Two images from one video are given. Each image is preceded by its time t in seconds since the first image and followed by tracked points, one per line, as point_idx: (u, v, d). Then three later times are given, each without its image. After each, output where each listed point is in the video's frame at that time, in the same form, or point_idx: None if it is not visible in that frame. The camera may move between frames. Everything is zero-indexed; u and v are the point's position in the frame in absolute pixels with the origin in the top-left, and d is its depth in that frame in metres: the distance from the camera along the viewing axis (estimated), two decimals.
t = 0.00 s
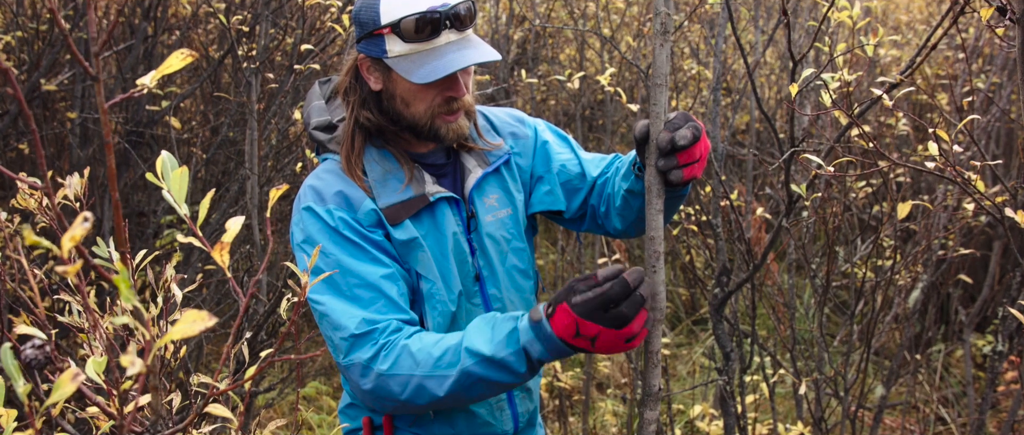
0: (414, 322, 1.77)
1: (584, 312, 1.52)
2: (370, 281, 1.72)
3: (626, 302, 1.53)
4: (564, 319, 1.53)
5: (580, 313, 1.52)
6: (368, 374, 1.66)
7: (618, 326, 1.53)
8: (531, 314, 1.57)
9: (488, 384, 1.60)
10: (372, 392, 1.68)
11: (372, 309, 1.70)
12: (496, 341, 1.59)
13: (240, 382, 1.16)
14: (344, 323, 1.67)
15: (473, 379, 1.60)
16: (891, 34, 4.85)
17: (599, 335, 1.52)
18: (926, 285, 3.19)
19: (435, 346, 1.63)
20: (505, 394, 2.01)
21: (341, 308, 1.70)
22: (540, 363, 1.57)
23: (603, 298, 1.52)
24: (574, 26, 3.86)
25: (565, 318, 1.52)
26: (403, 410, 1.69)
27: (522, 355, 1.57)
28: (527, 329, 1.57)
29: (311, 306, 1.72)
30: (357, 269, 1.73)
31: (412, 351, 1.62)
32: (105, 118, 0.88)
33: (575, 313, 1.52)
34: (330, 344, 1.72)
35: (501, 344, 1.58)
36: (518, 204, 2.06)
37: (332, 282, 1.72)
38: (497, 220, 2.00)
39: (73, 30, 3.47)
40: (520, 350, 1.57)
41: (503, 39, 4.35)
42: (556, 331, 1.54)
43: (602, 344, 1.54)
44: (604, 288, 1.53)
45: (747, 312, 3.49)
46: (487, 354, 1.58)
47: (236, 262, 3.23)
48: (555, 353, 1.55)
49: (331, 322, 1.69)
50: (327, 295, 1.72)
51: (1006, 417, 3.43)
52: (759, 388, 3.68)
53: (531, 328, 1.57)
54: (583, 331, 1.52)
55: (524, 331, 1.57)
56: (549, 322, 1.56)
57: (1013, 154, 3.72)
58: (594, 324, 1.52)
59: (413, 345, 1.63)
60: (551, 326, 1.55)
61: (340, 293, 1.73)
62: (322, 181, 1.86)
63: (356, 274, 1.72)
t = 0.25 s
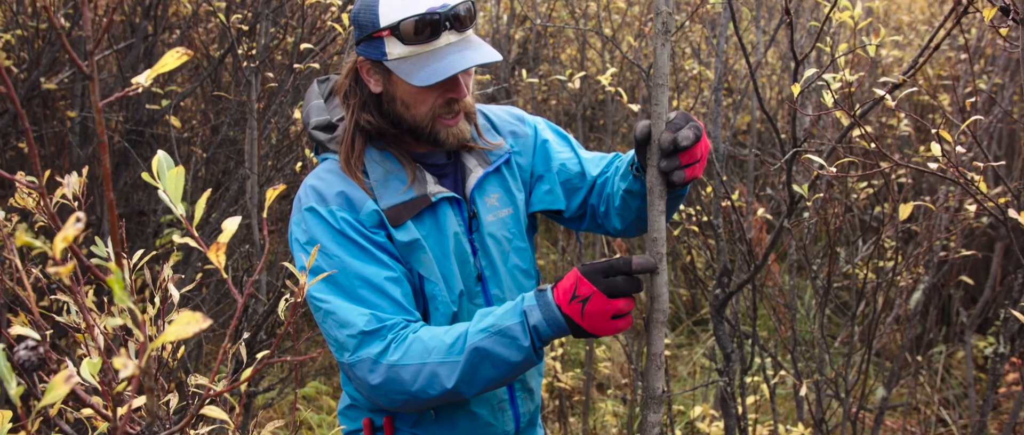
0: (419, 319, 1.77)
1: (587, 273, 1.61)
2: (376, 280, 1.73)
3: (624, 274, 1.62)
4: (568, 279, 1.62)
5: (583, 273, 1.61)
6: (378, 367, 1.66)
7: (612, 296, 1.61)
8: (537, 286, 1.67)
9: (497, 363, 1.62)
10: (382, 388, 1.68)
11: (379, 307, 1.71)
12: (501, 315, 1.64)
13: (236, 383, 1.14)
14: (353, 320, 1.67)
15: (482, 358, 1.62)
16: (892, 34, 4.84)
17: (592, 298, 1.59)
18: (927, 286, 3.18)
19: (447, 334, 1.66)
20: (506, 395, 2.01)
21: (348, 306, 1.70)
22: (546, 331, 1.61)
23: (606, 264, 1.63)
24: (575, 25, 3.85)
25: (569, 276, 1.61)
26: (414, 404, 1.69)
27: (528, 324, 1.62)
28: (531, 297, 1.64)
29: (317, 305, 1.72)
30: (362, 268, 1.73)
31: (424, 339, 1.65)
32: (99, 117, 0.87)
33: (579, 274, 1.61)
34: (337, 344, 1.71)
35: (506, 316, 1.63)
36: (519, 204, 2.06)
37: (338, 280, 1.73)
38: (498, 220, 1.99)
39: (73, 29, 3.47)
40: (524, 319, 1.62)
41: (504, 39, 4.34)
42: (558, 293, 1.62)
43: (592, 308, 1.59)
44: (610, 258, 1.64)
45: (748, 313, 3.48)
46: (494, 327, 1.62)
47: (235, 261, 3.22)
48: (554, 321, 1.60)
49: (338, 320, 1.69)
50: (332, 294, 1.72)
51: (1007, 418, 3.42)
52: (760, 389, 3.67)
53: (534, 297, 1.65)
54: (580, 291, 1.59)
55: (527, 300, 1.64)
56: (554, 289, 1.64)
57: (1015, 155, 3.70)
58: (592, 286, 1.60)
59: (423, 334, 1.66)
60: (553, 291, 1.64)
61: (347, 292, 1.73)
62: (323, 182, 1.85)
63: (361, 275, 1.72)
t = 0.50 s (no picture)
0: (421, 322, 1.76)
1: (593, 272, 1.61)
2: (378, 283, 1.72)
3: (630, 276, 1.61)
4: (574, 278, 1.62)
5: (589, 272, 1.61)
6: (381, 371, 1.65)
7: (616, 296, 1.61)
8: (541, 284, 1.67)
9: (501, 363, 1.62)
10: (387, 392, 1.67)
11: (381, 310, 1.71)
12: (504, 314, 1.64)
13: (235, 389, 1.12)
14: (355, 324, 1.67)
15: (486, 358, 1.62)
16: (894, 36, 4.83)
17: (597, 298, 1.59)
18: (929, 289, 3.17)
19: (450, 335, 1.66)
20: (507, 398, 2.00)
21: (350, 310, 1.69)
22: (549, 329, 1.61)
23: (613, 264, 1.62)
24: (576, 27, 3.84)
25: (575, 275, 1.61)
26: (420, 407, 1.68)
27: (531, 323, 1.62)
28: (535, 296, 1.64)
29: (319, 309, 1.71)
30: (364, 272, 1.72)
31: (427, 341, 1.64)
32: (96, 120, 0.86)
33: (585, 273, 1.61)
34: (340, 349, 1.70)
35: (509, 315, 1.63)
36: (520, 206, 2.05)
37: (340, 283, 1.72)
38: (499, 222, 1.99)
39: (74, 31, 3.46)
40: (528, 317, 1.62)
41: (506, 41, 4.33)
42: (563, 292, 1.62)
43: (597, 308, 1.59)
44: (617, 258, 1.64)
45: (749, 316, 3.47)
46: (497, 326, 1.62)
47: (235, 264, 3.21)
48: (558, 319, 1.61)
49: (342, 324, 1.68)
50: (335, 299, 1.71)
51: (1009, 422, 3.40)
52: (762, 392, 3.66)
53: (538, 296, 1.64)
54: (585, 291, 1.59)
55: (530, 298, 1.64)
56: (559, 288, 1.64)
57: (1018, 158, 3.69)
58: (597, 286, 1.59)
59: (426, 336, 1.66)
60: (558, 290, 1.64)
61: (349, 297, 1.72)
62: (323, 185, 1.84)
63: (363, 278, 1.72)
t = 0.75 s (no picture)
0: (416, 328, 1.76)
1: (590, 283, 1.60)
2: (373, 288, 1.72)
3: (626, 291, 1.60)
4: (571, 286, 1.60)
5: (586, 283, 1.59)
6: (374, 377, 1.65)
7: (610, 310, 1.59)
8: (536, 290, 1.65)
9: (492, 370, 1.62)
10: (379, 398, 1.67)
11: (375, 315, 1.70)
12: (496, 321, 1.63)
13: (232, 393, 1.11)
14: (349, 329, 1.67)
15: (477, 365, 1.62)
16: (894, 40, 4.83)
17: (591, 310, 1.58)
18: (929, 294, 3.16)
19: (442, 342, 1.65)
20: (505, 403, 2.00)
21: (345, 315, 1.70)
22: (541, 338, 1.60)
23: (610, 277, 1.61)
24: (576, 31, 3.84)
25: (572, 284, 1.60)
26: (412, 413, 1.69)
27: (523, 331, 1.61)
28: (528, 303, 1.63)
29: (314, 315, 1.71)
30: (359, 276, 1.72)
31: (420, 347, 1.64)
32: (91, 124, 0.86)
33: (582, 283, 1.60)
34: (335, 354, 1.70)
35: (501, 322, 1.62)
36: (517, 210, 2.05)
37: (335, 289, 1.72)
38: (497, 226, 1.98)
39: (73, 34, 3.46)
40: (520, 326, 1.61)
41: (505, 44, 4.33)
42: (557, 300, 1.61)
43: (590, 320, 1.57)
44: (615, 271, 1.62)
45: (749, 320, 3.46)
46: (488, 334, 1.61)
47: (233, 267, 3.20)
48: (551, 328, 1.59)
49: (335, 330, 1.68)
50: (330, 304, 1.72)
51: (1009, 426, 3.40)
52: (761, 396, 3.65)
53: (532, 303, 1.63)
54: (580, 302, 1.58)
55: (523, 305, 1.63)
56: (554, 296, 1.63)
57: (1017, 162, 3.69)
58: (592, 297, 1.58)
59: (418, 342, 1.65)
60: (552, 298, 1.62)
61: (345, 302, 1.73)
62: (319, 189, 1.84)
63: (357, 284, 1.72)
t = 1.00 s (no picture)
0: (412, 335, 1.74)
1: (576, 340, 1.44)
2: (369, 293, 1.71)
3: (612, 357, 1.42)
4: (560, 334, 1.46)
5: (572, 338, 1.44)
6: (359, 385, 1.63)
7: (591, 375, 1.43)
8: (527, 328, 1.53)
9: (467, 399, 1.55)
10: (363, 405, 1.65)
11: (367, 321, 1.68)
12: (480, 353, 1.54)
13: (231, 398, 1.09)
14: (339, 334, 1.65)
15: (454, 392, 1.55)
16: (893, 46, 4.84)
17: (570, 371, 1.43)
18: (928, 298, 3.16)
19: (425, 360, 1.58)
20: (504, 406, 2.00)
21: (337, 319, 1.68)
22: (520, 381, 1.50)
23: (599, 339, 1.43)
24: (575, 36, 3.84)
25: (560, 334, 1.46)
26: (394, 426, 1.65)
27: (504, 367, 1.52)
28: (515, 340, 1.53)
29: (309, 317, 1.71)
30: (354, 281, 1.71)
31: (402, 363, 1.59)
32: (90, 129, 0.86)
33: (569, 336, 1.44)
34: (328, 355, 1.69)
35: (485, 355, 1.54)
36: (516, 214, 2.05)
37: (329, 292, 1.71)
38: (495, 230, 1.99)
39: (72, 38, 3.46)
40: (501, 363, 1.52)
41: (505, 49, 4.34)
42: (541, 347, 1.48)
43: (566, 380, 1.43)
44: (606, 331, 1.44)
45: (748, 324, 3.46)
46: (468, 365, 1.53)
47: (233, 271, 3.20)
48: (532, 373, 1.47)
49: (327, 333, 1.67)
50: (324, 306, 1.71)
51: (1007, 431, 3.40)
52: (760, 400, 3.65)
53: (520, 343, 1.52)
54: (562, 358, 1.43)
55: (511, 342, 1.53)
56: (543, 340, 1.49)
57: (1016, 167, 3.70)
58: (574, 357, 1.43)
59: (402, 358, 1.60)
60: (540, 340, 1.49)
61: (338, 306, 1.71)
62: (317, 194, 1.84)
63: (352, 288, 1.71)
